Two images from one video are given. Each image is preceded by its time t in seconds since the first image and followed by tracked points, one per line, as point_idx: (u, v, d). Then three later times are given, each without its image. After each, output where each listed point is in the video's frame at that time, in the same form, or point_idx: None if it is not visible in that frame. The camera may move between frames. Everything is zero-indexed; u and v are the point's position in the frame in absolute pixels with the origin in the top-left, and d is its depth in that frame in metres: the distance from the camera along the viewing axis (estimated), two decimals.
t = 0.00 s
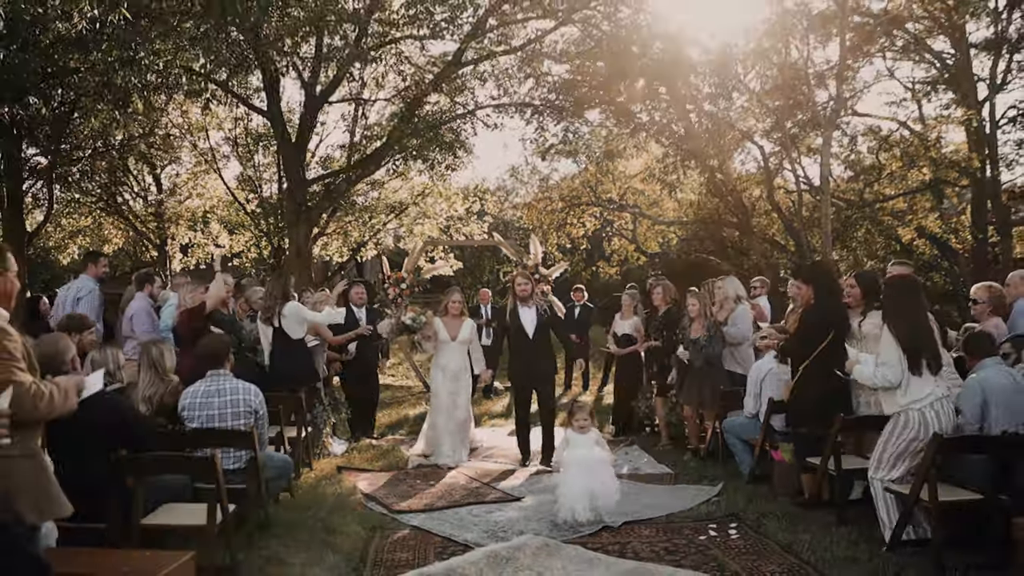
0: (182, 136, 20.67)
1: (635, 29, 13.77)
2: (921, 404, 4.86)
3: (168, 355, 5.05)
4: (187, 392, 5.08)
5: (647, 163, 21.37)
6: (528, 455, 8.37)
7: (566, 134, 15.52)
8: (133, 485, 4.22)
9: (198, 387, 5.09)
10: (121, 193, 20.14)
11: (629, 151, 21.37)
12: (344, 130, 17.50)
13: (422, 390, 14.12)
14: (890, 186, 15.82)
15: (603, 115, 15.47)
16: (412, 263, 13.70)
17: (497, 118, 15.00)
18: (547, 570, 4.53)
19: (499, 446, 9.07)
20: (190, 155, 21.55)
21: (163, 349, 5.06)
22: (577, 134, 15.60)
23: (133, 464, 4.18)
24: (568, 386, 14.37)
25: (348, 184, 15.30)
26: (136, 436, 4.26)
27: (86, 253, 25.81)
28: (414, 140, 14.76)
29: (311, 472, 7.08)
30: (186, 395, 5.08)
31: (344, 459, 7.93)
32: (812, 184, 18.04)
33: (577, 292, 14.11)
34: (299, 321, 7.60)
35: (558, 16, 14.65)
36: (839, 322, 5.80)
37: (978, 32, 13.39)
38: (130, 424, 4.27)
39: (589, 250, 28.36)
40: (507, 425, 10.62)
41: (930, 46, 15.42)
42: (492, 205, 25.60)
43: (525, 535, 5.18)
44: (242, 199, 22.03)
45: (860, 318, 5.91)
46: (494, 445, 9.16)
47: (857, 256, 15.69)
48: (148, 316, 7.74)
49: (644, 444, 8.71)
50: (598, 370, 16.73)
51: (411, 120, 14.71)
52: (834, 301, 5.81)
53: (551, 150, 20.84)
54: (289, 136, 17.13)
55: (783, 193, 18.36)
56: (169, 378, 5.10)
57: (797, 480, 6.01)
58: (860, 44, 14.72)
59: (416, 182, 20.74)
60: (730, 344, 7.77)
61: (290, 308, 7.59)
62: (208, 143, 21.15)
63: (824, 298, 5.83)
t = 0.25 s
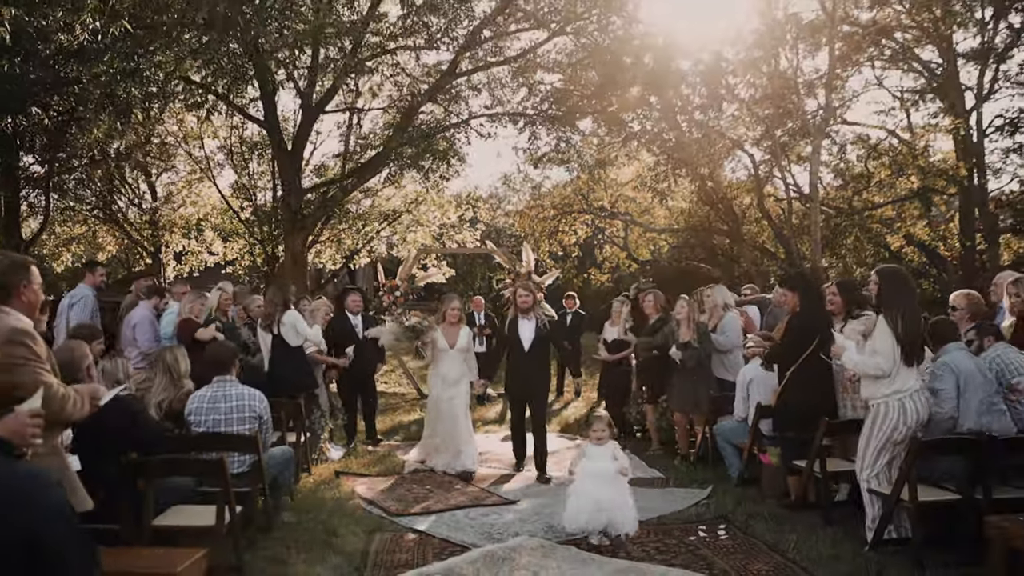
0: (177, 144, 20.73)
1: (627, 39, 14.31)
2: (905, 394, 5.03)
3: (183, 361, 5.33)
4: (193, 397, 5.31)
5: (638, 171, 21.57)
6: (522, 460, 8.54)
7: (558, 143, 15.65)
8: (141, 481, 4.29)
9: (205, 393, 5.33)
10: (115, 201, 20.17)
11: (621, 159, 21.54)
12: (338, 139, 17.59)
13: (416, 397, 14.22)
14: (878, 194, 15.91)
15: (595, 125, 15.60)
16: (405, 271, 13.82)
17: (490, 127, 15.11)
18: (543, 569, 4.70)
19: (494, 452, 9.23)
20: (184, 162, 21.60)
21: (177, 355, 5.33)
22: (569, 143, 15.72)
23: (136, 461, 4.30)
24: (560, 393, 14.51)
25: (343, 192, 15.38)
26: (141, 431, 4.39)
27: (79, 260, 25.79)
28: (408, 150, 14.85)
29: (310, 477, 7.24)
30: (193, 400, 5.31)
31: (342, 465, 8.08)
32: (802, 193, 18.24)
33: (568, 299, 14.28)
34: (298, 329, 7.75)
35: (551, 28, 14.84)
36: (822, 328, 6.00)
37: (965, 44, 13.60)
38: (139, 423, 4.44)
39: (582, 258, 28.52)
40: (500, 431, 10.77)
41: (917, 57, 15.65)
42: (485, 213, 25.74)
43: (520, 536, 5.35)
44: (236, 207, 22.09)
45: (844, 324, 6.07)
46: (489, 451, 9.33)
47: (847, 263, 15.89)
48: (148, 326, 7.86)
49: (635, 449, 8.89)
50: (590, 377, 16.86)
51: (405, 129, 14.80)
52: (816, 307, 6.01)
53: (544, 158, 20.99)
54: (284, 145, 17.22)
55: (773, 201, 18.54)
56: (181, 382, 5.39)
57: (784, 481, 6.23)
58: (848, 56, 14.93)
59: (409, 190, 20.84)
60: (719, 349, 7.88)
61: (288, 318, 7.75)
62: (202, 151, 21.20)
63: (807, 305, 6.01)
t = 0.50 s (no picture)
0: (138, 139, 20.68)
1: (589, 56, 14.49)
2: (809, 405, 5.70)
3: (146, 355, 5.79)
4: (171, 390, 6.04)
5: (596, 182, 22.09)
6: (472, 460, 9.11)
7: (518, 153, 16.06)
8: (130, 463, 4.76)
9: (182, 386, 6.06)
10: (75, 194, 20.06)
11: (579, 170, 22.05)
12: (302, 140, 17.77)
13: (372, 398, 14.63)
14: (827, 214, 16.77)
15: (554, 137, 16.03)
16: (364, 274, 14.21)
17: (453, 136, 15.47)
18: (485, 554, 5.31)
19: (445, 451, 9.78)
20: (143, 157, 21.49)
21: (142, 350, 5.80)
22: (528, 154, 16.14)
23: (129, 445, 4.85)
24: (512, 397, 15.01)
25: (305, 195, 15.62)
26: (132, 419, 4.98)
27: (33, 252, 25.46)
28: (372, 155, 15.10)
29: (271, 469, 7.75)
30: (171, 391, 6.04)
31: (300, 460, 8.58)
32: (752, 210, 18.94)
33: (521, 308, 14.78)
34: (263, 330, 8.09)
35: (516, 41, 15.14)
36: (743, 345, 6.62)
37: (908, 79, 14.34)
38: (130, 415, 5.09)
39: (539, 264, 29.03)
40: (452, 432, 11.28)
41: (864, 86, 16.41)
42: (445, 217, 26.09)
43: (464, 525, 5.96)
44: (195, 204, 22.08)
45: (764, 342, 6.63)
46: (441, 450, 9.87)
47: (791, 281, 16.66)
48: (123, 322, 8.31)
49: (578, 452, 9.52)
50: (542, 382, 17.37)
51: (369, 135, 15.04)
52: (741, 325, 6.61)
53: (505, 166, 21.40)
54: (248, 144, 17.33)
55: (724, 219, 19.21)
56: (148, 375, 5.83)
57: (707, 484, 6.90)
58: (800, 82, 15.56)
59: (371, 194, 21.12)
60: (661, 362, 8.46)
61: (254, 317, 8.07)
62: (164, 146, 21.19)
63: (729, 324, 6.60)
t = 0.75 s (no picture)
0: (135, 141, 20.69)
1: (585, 57, 14.53)
2: (794, 402, 5.87)
3: (150, 357, 5.92)
4: (173, 389, 6.18)
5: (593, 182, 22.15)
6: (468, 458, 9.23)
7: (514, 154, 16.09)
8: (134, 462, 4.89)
9: (183, 385, 6.19)
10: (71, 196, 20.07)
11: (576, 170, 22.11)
12: (299, 141, 17.79)
13: (369, 398, 14.71)
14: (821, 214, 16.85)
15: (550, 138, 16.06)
16: (361, 275, 14.29)
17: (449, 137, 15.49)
18: (480, 548, 5.44)
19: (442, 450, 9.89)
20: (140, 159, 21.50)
21: (145, 351, 5.93)
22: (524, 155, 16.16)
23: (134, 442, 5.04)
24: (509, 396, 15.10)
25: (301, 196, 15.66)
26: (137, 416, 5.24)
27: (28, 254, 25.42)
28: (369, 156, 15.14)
29: (270, 468, 7.87)
30: (172, 390, 6.18)
31: (298, 458, 8.71)
32: (747, 210, 19.02)
33: (515, 308, 14.85)
34: (259, 331, 8.19)
35: (513, 41, 15.12)
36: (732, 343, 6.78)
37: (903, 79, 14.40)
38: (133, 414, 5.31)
39: (536, 264, 29.09)
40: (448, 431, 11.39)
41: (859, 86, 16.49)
42: (442, 217, 26.12)
43: (460, 522, 6.08)
44: (192, 205, 22.09)
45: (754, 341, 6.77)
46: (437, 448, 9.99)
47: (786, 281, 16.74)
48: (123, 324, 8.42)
49: (572, 450, 9.65)
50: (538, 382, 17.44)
51: (366, 136, 15.06)
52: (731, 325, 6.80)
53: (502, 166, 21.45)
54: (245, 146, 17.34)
55: (720, 219, 19.28)
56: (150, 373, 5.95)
57: (698, 480, 7.04)
58: (795, 82, 15.63)
59: (368, 195, 21.17)
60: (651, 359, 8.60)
61: (252, 319, 8.18)
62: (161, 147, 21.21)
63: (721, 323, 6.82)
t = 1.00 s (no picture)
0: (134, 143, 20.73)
1: (581, 59, 14.59)
2: (785, 401, 6.00)
3: (155, 356, 5.99)
4: (176, 387, 6.34)
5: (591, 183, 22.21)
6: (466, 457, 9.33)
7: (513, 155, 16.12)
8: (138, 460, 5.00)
9: (185, 383, 6.34)
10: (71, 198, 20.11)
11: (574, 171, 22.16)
12: (297, 143, 17.84)
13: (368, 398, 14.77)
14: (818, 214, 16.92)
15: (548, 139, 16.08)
16: (360, 276, 14.36)
17: (447, 138, 15.52)
18: (477, 546, 5.54)
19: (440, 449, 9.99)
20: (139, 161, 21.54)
21: (150, 351, 6.00)
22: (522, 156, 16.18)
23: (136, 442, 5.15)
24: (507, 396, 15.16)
25: (300, 197, 15.70)
26: (144, 417, 5.37)
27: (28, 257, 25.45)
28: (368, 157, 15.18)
29: (270, 468, 7.98)
30: (175, 389, 6.33)
31: (298, 457, 8.81)
32: (745, 211, 19.08)
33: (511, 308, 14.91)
34: (255, 334, 8.34)
35: (510, 43, 15.13)
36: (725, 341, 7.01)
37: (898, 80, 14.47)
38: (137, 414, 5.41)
39: (535, 264, 29.14)
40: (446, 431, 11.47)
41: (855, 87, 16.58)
42: (441, 218, 26.17)
43: (457, 519, 6.19)
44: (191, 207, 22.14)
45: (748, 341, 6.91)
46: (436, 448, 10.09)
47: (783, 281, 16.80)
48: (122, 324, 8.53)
49: (569, 449, 9.75)
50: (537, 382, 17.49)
51: (365, 138, 15.10)
52: (725, 326, 7.05)
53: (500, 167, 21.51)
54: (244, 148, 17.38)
55: (718, 220, 19.34)
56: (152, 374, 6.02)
57: (691, 478, 7.16)
58: (791, 83, 15.70)
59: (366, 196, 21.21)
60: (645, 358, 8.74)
61: (250, 321, 8.32)
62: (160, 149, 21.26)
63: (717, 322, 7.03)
